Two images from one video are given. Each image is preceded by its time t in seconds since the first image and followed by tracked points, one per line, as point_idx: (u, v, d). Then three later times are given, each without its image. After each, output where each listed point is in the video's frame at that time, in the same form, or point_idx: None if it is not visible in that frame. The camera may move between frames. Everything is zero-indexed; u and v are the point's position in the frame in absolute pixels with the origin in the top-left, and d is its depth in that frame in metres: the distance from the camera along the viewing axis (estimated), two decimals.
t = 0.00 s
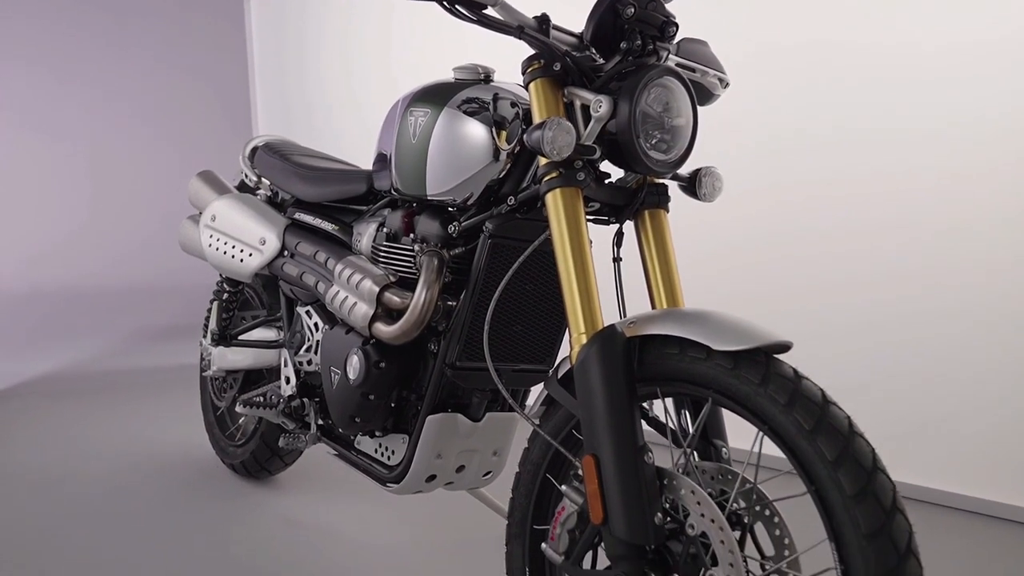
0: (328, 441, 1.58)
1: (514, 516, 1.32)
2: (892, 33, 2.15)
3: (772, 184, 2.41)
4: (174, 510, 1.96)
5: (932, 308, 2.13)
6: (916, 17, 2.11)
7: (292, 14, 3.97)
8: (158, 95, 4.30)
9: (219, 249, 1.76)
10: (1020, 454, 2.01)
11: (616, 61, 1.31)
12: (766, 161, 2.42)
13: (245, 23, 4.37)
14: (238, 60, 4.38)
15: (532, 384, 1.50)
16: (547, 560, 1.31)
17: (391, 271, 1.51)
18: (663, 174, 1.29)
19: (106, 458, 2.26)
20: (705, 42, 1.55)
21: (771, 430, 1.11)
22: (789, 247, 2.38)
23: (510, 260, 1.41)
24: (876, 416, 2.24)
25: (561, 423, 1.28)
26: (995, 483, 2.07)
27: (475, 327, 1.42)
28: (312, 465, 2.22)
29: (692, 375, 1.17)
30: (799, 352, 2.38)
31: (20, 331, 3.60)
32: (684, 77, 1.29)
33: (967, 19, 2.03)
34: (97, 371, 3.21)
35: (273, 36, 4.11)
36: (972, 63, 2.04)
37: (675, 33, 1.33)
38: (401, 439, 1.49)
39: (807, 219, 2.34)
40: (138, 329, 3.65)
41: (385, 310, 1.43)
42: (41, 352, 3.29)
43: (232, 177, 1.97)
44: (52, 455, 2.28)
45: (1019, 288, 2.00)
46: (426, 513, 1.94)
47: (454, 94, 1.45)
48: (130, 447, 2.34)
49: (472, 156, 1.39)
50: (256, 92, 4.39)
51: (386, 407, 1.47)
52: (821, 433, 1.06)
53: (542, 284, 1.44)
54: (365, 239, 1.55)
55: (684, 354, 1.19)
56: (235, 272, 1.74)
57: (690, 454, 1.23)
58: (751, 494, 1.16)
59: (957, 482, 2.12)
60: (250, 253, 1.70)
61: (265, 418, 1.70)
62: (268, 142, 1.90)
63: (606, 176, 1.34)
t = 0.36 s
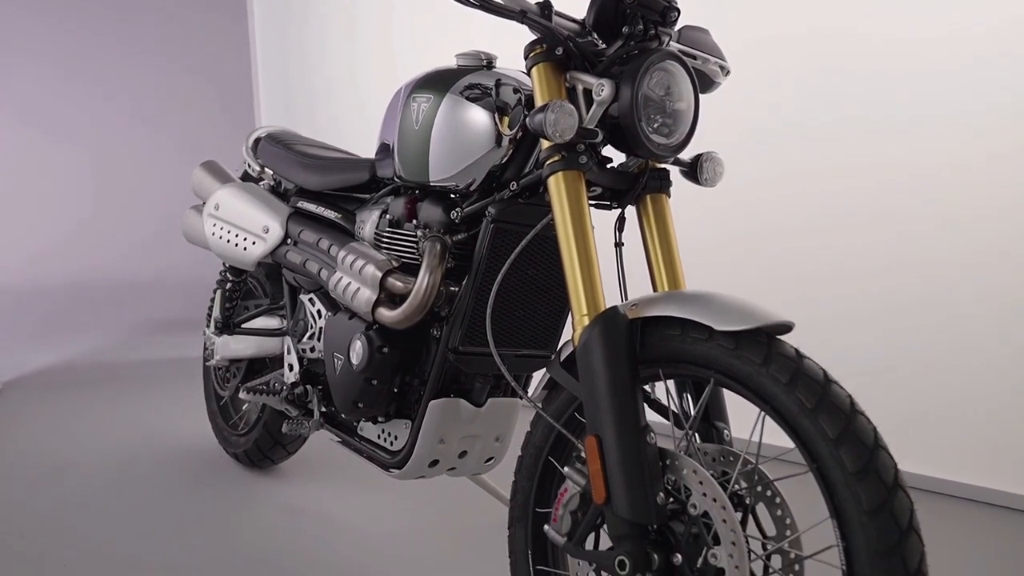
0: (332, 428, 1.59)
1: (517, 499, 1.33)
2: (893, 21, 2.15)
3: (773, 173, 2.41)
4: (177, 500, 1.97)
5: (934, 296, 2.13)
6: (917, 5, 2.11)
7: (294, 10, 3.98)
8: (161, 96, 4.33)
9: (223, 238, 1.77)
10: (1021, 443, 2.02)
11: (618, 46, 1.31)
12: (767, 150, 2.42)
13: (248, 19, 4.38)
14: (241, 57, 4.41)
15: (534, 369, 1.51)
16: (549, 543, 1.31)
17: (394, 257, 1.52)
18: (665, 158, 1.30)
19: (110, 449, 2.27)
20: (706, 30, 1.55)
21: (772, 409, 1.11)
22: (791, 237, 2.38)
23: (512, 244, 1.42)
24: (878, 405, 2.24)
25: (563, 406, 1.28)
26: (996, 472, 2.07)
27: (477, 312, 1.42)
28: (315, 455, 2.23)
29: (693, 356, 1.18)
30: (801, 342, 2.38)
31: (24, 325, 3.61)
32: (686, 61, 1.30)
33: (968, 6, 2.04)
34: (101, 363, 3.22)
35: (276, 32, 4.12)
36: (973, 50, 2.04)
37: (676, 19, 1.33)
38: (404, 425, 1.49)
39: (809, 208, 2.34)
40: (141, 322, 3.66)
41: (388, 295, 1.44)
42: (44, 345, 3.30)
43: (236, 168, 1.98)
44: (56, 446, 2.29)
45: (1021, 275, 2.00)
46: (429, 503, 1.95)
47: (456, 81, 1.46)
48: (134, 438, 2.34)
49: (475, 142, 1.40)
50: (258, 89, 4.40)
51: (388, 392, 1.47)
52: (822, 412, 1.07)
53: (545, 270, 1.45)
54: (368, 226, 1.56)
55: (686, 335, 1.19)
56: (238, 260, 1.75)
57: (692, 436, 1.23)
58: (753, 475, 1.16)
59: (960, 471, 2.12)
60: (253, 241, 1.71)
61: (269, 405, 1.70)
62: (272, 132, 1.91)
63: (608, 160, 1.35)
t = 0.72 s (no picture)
0: (335, 416, 1.59)
1: (520, 483, 1.33)
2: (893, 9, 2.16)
3: (773, 165, 2.42)
4: (181, 491, 1.98)
5: (932, 287, 2.14)
6: None
7: (296, 6, 3.98)
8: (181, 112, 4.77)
9: (227, 227, 1.78)
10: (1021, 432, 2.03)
11: (621, 31, 1.32)
12: (767, 141, 2.43)
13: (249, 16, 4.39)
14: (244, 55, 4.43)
15: (537, 355, 1.52)
16: (552, 527, 1.32)
17: (397, 244, 1.52)
18: (667, 144, 1.31)
19: (113, 440, 2.27)
20: (707, 19, 1.54)
21: (774, 390, 1.11)
22: (791, 228, 2.39)
23: (515, 230, 1.42)
24: (879, 396, 2.25)
25: (567, 390, 1.29)
26: (995, 461, 2.08)
27: (480, 298, 1.43)
28: (317, 445, 2.24)
29: (696, 339, 1.18)
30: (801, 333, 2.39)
31: (28, 320, 3.61)
32: (688, 45, 1.30)
33: None
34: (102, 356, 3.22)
35: (278, 28, 4.12)
36: (974, 38, 2.04)
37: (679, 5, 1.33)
38: (407, 411, 1.50)
39: (810, 199, 2.35)
40: (144, 318, 3.67)
41: (391, 281, 1.44)
42: (48, 339, 3.31)
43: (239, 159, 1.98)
44: (59, 438, 2.29)
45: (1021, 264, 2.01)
46: (431, 493, 1.96)
47: (459, 68, 1.46)
48: (136, 430, 2.35)
49: (478, 129, 1.41)
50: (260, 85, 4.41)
51: (392, 378, 1.48)
52: (824, 392, 1.07)
53: (547, 256, 1.45)
54: (371, 215, 1.57)
55: (689, 318, 1.19)
56: (242, 249, 1.75)
57: (694, 419, 1.24)
58: (756, 457, 1.17)
59: (959, 460, 2.14)
60: (257, 230, 1.72)
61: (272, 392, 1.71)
62: (275, 123, 1.91)
63: (610, 146, 1.36)
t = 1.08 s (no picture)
0: (338, 405, 1.60)
1: (522, 469, 1.33)
2: None
3: (773, 156, 2.42)
4: (183, 483, 1.98)
5: (931, 278, 2.16)
6: None
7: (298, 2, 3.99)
8: (181, 112, 4.87)
9: (230, 218, 1.79)
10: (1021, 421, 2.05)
11: (623, 19, 1.32)
12: (767, 132, 2.42)
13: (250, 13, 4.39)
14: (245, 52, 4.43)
15: (539, 344, 1.53)
16: (554, 512, 1.32)
17: (400, 232, 1.53)
18: (670, 131, 1.31)
19: (117, 433, 2.29)
20: (708, 9, 1.53)
21: (776, 372, 1.12)
22: (791, 220, 2.40)
23: (518, 217, 1.43)
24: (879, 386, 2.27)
25: (569, 375, 1.29)
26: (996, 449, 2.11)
27: (483, 285, 1.43)
28: (320, 435, 2.25)
29: (698, 323, 1.18)
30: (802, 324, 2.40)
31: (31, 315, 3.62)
32: (690, 32, 1.31)
33: None
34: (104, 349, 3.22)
35: (279, 25, 4.13)
36: (973, 28, 2.05)
37: None
38: (410, 398, 1.50)
39: (810, 190, 2.35)
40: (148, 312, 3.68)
41: (395, 268, 1.45)
42: (51, 333, 3.32)
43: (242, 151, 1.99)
44: (62, 430, 2.30)
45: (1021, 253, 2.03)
46: (434, 483, 1.97)
47: (462, 57, 1.47)
48: (139, 422, 2.36)
49: (480, 117, 1.41)
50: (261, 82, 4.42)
51: (395, 366, 1.48)
52: (827, 373, 1.08)
53: (550, 243, 1.46)
54: (374, 204, 1.57)
55: (691, 302, 1.19)
56: (245, 240, 1.76)
57: (697, 404, 1.24)
58: (758, 442, 1.17)
59: (959, 449, 2.16)
60: (261, 220, 1.73)
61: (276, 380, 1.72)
62: (278, 116, 1.91)
63: (613, 133, 1.36)
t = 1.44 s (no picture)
0: (341, 391, 1.60)
1: (525, 452, 1.33)
2: None
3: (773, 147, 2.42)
4: (186, 473, 1.99)
5: (932, 268, 2.17)
6: None
7: None
8: (183, 111, 4.89)
9: (234, 206, 1.80)
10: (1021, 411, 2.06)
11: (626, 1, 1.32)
12: (767, 123, 2.42)
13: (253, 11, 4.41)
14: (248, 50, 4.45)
15: (541, 329, 1.53)
16: (557, 493, 1.32)
17: (403, 216, 1.54)
18: (673, 112, 1.32)
19: (119, 423, 2.29)
20: None
21: (779, 350, 1.12)
22: (791, 210, 2.40)
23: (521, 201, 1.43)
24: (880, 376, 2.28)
25: (573, 356, 1.29)
26: (995, 438, 2.12)
27: (486, 269, 1.43)
28: (322, 424, 2.25)
29: (701, 303, 1.18)
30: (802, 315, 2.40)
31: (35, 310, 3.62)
32: (692, 13, 1.31)
33: None
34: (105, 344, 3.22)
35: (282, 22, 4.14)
36: (975, 18, 2.06)
37: None
38: (413, 382, 1.51)
39: (811, 180, 2.35)
40: (150, 306, 3.68)
41: (398, 253, 1.45)
42: (53, 328, 3.33)
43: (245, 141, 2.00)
44: (64, 422, 2.30)
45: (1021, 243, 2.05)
46: (436, 470, 1.98)
47: (464, 41, 1.47)
48: (140, 413, 2.37)
49: (482, 102, 1.41)
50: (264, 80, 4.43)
51: (398, 350, 1.48)
52: (829, 350, 1.08)
53: (553, 228, 1.46)
54: (377, 189, 1.58)
55: (694, 282, 1.19)
56: (249, 227, 1.77)
57: (699, 385, 1.24)
58: (762, 422, 1.16)
59: (960, 438, 2.17)
60: (264, 208, 1.73)
61: (279, 367, 1.73)
62: (281, 106, 1.92)
63: (616, 116, 1.36)
